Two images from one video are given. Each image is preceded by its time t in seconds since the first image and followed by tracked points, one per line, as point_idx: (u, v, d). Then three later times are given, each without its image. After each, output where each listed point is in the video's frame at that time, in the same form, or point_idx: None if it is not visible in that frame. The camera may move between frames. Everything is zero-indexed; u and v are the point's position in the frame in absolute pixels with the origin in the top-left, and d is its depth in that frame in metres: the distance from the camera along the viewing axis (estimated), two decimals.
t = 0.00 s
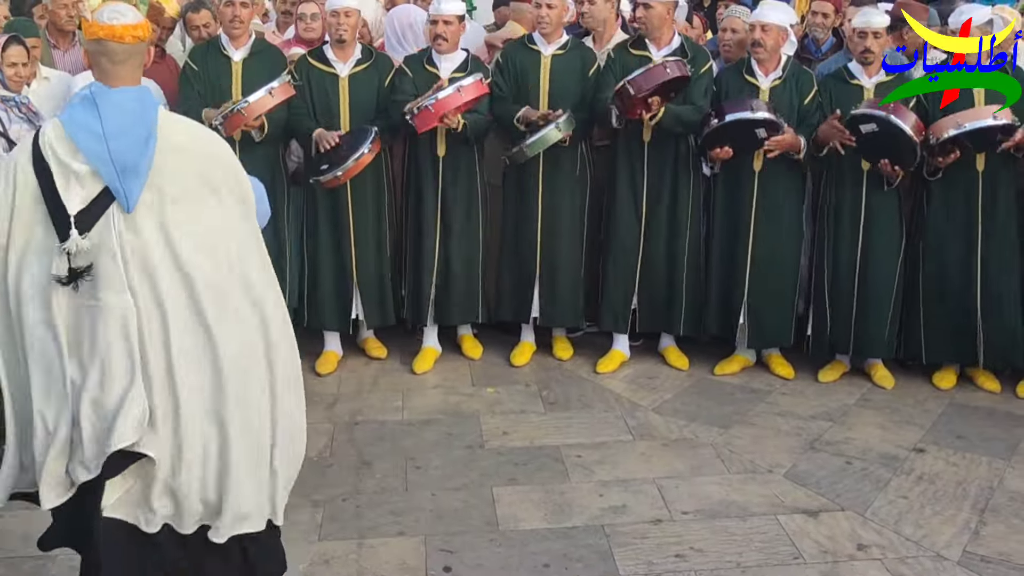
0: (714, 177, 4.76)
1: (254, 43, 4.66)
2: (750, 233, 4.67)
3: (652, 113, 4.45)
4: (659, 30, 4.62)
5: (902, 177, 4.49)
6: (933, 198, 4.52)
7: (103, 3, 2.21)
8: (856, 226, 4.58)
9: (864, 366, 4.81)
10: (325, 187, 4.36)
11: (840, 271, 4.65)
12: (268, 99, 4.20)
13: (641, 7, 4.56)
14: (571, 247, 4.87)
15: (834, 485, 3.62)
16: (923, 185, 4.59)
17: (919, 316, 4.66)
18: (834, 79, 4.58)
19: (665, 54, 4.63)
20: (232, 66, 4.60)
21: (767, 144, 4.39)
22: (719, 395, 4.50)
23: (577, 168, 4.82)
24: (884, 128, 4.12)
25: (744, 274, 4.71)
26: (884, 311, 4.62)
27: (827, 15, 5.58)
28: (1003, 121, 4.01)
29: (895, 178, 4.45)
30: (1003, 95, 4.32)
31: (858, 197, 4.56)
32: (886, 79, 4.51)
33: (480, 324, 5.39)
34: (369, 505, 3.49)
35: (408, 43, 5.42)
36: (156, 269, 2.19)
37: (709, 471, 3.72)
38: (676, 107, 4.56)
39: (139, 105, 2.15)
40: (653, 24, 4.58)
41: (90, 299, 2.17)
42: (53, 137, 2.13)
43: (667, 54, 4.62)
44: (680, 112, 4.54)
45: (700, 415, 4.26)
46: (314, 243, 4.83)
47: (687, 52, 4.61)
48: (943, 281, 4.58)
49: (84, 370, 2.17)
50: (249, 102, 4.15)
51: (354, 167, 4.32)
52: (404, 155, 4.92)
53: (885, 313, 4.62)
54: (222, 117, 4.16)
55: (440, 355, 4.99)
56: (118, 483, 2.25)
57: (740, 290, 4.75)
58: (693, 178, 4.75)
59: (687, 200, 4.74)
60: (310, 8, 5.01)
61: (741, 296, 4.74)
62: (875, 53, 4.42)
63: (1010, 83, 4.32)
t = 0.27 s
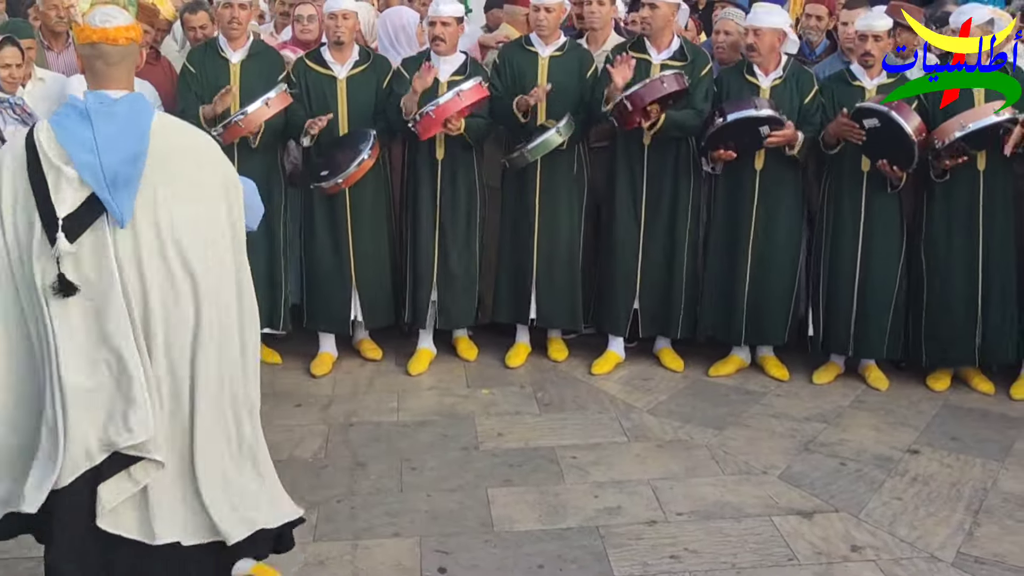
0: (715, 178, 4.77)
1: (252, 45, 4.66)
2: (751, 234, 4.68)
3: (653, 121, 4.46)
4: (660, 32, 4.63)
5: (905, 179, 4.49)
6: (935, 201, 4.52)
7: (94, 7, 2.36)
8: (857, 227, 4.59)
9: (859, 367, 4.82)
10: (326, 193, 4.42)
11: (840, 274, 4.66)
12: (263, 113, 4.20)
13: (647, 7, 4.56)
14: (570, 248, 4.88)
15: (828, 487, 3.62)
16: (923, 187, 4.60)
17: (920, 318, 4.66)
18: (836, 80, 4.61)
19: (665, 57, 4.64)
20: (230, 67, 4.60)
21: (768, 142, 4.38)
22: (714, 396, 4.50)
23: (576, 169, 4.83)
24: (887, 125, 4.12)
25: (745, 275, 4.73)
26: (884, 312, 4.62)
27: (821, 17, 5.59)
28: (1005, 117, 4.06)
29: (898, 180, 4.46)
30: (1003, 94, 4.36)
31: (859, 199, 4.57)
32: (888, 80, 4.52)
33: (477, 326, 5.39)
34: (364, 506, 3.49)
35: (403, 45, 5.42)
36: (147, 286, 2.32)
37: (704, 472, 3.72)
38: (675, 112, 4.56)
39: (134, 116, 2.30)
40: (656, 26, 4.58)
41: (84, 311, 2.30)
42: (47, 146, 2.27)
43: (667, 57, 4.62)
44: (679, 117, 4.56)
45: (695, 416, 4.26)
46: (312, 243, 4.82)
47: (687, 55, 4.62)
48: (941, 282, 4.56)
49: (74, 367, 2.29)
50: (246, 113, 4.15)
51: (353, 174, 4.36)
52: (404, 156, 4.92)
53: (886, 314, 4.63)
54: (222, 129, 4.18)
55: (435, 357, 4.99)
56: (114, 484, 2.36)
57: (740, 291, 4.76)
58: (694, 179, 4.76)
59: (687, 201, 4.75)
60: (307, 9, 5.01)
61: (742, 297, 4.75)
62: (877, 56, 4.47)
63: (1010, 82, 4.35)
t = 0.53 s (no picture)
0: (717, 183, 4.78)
1: (253, 49, 4.65)
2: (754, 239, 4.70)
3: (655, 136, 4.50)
4: (662, 38, 4.63)
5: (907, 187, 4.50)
6: (937, 209, 4.51)
7: (91, 23, 2.47)
8: (860, 233, 4.59)
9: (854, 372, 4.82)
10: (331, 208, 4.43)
11: (843, 280, 4.67)
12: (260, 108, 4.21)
13: (650, 14, 4.58)
14: (572, 255, 4.88)
15: (823, 491, 3.63)
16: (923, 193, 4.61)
17: (923, 323, 4.67)
18: (838, 86, 4.59)
19: (666, 63, 4.65)
20: (231, 72, 4.60)
21: (775, 140, 4.39)
22: (710, 401, 4.50)
23: (575, 175, 4.84)
24: (890, 130, 4.12)
25: (749, 279, 4.74)
26: (887, 317, 4.62)
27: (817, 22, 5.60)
28: (1006, 123, 4.04)
29: (900, 187, 4.47)
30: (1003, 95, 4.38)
31: (862, 205, 4.58)
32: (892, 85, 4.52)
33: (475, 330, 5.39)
34: (359, 511, 3.49)
35: (400, 50, 5.42)
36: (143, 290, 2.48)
37: (699, 477, 3.72)
38: (678, 124, 4.59)
39: (123, 129, 2.43)
40: (659, 32, 4.59)
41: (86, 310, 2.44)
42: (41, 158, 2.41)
43: (668, 63, 4.64)
44: (680, 126, 4.58)
45: (691, 421, 4.26)
46: (312, 248, 4.81)
47: (688, 61, 4.64)
48: (942, 287, 4.56)
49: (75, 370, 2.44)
50: (238, 111, 4.16)
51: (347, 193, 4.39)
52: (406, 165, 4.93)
53: (891, 320, 4.63)
54: (218, 129, 4.20)
55: (431, 361, 4.99)
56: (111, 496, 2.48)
57: (744, 297, 4.76)
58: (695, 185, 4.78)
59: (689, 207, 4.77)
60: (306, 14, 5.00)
61: (746, 302, 4.76)
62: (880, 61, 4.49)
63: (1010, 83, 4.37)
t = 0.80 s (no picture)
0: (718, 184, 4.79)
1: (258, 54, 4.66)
2: (757, 241, 4.71)
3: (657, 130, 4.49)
4: (668, 42, 4.63)
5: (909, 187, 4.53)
6: (938, 207, 4.53)
7: (98, 56, 2.56)
8: (862, 234, 4.60)
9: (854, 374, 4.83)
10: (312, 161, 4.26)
11: (845, 282, 4.68)
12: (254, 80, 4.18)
13: (659, 18, 4.59)
14: (574, 257, 4.89)
15: (823, 493, 3.63)
16: (925, 194, 4.62)
17: (926, 323, 4.68)
18: (841, 88, 4.61)
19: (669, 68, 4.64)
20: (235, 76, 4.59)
21: (773, 143, 4.39)
22: (709, 403, 4.51)
23: (577, 176, 4.85)
24: (891, 128, 4.13)
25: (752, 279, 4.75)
26: (890, 317, 4.64)
27: (818, 24, 5.61)
28: (1007, 123, 4.04)
29: (901, 186, 4.48)
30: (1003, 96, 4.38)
31: (863, 206, 4.59)
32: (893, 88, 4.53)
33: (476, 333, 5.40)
34: (359, 513, 3.49)
35: (401, 55, 5.43)
36: (153, 327, 2.60)
37: (699, 479, 3.73)
38: (681, 126, 4.58)
39: (131, 169, 2.54)
40: (666, 36, 4.60)
41: (101, 348, 2.55)
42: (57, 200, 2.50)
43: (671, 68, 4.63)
44: (684, 130, 4.58)
45: (691, 423, 4.27)
46: (314, 250, 4.81)
47: (692, 65, 4.64)
48: (945, 288, 4.56)
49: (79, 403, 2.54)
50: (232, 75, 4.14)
51: (335, 139, 4.27)
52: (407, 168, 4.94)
53: (893, 322, 4.64)
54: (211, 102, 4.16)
55: (431, 363, 4.99)
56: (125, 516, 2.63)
57: (747, 297, 4.78)
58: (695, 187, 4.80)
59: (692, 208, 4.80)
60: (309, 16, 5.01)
61: (750, 302, 4.78)
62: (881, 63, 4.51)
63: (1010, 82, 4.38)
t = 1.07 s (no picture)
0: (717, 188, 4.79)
1: (257, 61, 4.66)
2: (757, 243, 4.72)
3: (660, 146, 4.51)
4: (666, 49, 4.61)
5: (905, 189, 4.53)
6: (935, 207, 4.54)
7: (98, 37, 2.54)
8: (860, 236, 4.60)
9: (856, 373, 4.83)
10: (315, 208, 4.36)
11: (845, 286, 4.67)
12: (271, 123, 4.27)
13: (661, 24, 4.56)
14: (575, 264, 4.89)
15: (825, 492, 3.63)
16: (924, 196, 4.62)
17: (925, 324, 4.68)
18: (836, 87, 4.60)
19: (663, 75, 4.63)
20: (235, 83, 4.60)
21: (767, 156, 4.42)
22: (711, 402, 4.51)
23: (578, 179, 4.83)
24: (881, 140, 4.14)
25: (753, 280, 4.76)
26: (889, 318, 4.64)
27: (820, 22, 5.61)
28: (1008, 131, 4.04)
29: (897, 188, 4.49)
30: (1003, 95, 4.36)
31: (860, 208, 4.59)
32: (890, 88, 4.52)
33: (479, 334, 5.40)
34: (361, 512, 3.49)
35: (404, 52, 5.44)
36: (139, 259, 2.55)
37: (701, 478, 3.73)
38: (680, 139, 4.59)
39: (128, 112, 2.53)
40: (668, 44, 4.58)
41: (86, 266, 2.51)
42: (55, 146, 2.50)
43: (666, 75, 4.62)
44: (681, 142, 4.58)
45: (692, 422, 4.27)
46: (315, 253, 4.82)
47: (687, 75, 4.62)
48: (946, 290, 4.56)
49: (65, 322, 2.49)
50: (244, 123, 4.17)
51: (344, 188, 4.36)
52: (406, 175, 4.93)
53: (892, 323, 4.65)
54: (225, 142, 4.22)
55: (433, 363, 4.99)
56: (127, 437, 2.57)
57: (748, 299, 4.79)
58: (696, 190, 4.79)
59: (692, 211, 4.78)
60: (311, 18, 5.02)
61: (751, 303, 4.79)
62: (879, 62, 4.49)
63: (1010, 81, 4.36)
